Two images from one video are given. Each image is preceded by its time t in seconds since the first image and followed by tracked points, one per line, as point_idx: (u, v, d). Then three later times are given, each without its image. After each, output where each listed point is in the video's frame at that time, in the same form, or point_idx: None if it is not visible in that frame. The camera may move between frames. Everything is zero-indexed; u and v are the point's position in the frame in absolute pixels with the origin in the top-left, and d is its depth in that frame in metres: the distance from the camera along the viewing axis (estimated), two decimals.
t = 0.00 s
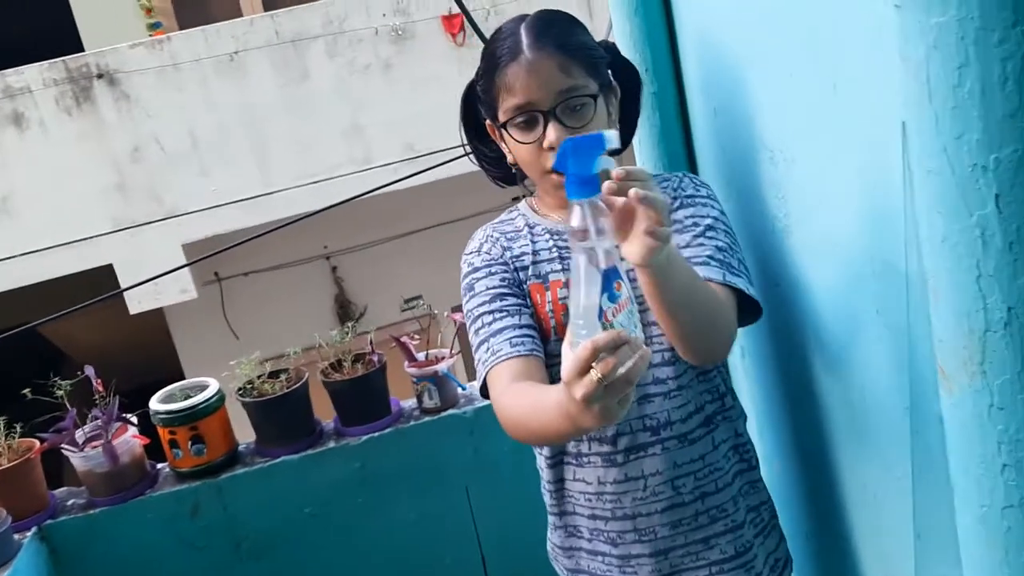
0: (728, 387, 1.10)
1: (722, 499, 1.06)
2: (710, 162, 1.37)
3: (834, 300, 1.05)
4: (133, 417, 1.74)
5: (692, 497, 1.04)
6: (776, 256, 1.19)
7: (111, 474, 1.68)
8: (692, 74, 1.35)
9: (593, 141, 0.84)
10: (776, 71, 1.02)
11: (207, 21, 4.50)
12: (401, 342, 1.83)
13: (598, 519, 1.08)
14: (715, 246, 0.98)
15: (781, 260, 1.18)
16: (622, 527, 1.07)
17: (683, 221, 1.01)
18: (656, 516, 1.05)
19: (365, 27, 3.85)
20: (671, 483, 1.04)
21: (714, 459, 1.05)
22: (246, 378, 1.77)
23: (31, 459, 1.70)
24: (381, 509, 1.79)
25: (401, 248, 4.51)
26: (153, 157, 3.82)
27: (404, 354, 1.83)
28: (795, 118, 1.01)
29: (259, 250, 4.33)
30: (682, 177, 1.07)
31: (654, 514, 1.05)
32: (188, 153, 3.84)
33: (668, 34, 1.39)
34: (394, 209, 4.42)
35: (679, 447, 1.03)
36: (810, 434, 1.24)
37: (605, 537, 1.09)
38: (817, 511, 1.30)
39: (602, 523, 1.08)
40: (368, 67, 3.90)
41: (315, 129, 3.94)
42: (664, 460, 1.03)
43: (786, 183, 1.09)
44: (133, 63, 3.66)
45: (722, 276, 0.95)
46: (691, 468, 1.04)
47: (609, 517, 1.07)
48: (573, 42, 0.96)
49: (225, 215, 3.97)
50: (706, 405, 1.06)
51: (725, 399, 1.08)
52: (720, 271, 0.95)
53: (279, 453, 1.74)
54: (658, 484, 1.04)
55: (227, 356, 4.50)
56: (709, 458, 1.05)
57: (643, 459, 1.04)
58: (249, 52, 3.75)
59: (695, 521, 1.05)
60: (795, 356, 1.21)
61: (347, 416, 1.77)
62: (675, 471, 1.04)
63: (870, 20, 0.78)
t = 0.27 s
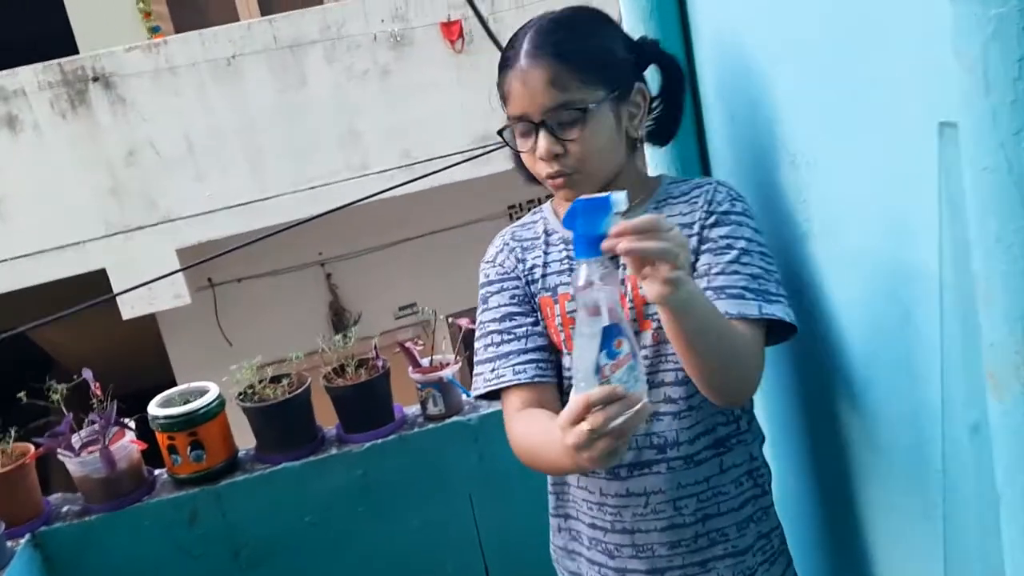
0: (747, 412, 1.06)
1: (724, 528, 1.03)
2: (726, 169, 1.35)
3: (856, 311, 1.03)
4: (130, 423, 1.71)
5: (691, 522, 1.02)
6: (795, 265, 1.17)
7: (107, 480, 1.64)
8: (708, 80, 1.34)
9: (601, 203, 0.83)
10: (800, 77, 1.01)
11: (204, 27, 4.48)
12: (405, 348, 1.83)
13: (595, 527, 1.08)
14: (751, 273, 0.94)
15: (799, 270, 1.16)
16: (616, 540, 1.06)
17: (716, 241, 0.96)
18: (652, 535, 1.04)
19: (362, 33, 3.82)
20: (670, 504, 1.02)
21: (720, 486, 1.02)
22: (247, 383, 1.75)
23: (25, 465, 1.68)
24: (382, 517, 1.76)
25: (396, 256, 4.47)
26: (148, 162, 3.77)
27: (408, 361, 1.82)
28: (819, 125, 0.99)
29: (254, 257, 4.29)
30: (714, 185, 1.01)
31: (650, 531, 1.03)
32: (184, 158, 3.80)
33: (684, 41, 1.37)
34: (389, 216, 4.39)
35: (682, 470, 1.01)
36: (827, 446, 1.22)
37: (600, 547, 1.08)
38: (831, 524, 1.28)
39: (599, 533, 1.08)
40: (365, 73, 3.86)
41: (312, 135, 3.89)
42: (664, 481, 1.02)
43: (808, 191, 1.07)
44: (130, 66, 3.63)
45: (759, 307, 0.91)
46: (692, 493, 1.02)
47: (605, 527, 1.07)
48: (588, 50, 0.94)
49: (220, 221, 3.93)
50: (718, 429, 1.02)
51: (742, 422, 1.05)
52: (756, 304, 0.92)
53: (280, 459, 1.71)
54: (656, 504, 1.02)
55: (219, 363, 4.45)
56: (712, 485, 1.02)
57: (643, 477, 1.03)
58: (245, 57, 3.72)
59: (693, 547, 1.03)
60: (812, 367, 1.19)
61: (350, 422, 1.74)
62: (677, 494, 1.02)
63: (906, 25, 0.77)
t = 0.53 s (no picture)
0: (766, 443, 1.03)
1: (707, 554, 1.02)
2: (749, 164, 1.31)
3: (887, 316, 0.99)
4: (135, 414, 1.68)
5: (672, 541, 1.03)
6: (819, 267, 1.13)
7: (111, 472, 1.61)
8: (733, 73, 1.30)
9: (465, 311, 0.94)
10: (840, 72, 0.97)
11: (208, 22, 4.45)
12: (415, 342, 1.79)
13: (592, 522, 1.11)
14: (777, 339, 0.87)
15: (821, 271, 1.13)
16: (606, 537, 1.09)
17: (734, 307, 0.88)
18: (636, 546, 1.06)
19: (368, 29, 3.77)
20: (653, 519, 1.03)
21: (707, 516, 1.01)
22: (254, 374, 1.71)
23: (26, 455, 1.65)
24: (389, 514, 1.73)
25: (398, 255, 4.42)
26: (148, 154, 3.71)
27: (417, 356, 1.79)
28: (857, 122, 0.95)
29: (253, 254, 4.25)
30: (726, 228, 0.90)
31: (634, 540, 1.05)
32: (186, 152, 3.75)
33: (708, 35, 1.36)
34: (392, 215, 4.33)
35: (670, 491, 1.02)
36: (845, 455, 1.18)
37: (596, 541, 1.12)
38: (845, 531, 1.25)
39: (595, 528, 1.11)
40: (370, 69, 3.81)
41: (316, 131, 3.83)
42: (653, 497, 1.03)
43: (841, 191, 1.03)
44: (133, 57, 3.59)
45: (790, 379, 0.87)
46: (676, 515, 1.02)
47: (600, 527, 1.10)
48: (567, 68, 0.95)
49: (221, 215, 3.87)
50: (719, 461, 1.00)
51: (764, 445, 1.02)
52: (785, 378, 0.87)
53: (286, 453, 1.67)
54: (640, 518, 1.04)
55: (219, 360, 4.39)
56: (696, 514, 1.01)
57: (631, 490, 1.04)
58: (249, 50, 3.69)
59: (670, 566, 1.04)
60: (834, 373, 1.15)
61: (358, 417, 1.71)
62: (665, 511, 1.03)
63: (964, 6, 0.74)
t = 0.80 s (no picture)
0: (742, 520, 1.02)
1: None
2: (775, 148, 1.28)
3: (920, 323, 0.97)
4: (146, 399, 1.66)
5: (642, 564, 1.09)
6: (844, 263, 1.11)
7: (121, 457, 1.61)
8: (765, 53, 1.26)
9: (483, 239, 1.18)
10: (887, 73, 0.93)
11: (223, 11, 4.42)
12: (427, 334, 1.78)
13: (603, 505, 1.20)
14: (639, 373, 0.84)
15: (846, 265, 1.11)
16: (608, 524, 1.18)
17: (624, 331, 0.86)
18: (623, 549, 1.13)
19: (381, 23, 3.70)
20: (631, 537, 1.10)
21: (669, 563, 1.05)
22: (265, 360, 1.69)
23: (36, 437, 1.61)
24: (397, 505, 1.74)
25: (403, 251, 4.40)
26: (158, 144, 3.69)
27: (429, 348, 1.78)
28: (904, 127, 0.92)
29: (260, 246, 4.23)
30: (648, 248, 0.87)
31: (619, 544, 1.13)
32: (195, 142, 3.71)
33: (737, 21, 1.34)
34: (399, 210, 4.31)
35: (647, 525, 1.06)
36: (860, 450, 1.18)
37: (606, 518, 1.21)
38: (856, 526, 1.25)
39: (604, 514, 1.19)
40: (382, 63, 3.75)
41: (326, 124, 3.78)
42: (634, 522, 1.08)
43: (869, 184, 1.01)
44: (146, 46, 3.56)
45: (631, 418, 0.84)
46: (646, 546, 1.07)
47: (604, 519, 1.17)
48: (599, 49, 0.92)
49: (229, 207, 3.82)
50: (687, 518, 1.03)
51: (756, 496, 1.02)
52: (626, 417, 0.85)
53: (296, 442, 1.68)
54: (622, 530, 1.11)
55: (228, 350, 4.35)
56: (660, 553, 1.06)
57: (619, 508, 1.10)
58: (262, 42, 3.63)
59: None
60: (856, 371, 1.13)
61: (368, 407, 1.71)
62: (641, 541, 1.08)
63: None
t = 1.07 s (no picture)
0: (717, 524, 1.07)
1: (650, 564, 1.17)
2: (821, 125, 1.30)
3: (962, 330, 0.99)
4: (162, 374, 1.67)
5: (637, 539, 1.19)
6: (887, 256, 1.13)
7: (135, 433, 1.64)
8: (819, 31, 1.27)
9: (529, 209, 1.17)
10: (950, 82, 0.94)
11: None
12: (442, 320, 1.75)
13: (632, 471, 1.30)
14: (607, 372, 0.90)
15: (894, 248, 1.11)
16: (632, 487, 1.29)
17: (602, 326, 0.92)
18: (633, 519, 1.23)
19: (399, 10, 3.68)
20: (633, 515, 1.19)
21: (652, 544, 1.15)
22: (280, 341, 1.70)
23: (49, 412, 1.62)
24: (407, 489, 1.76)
25: (421, 237, 4.32)
26: (173, 125, 3.67)
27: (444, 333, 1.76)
28: (964, 109, 0.92)
29: (269, 229, 4.18)
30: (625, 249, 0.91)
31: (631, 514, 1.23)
32: (210, 125, 3.69)
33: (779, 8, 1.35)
34: (415, 195, 4.24)
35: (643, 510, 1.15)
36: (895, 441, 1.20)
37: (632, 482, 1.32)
38: (884, 516, 1.28)
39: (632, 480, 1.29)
40: (399, 50, 3.73)
41: (341, 110, 3.76)
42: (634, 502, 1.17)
43: (925, 167, 1.01)
44: (163, 26, 3.54)
45: (597, 413, 0.91)
46: (640, 525, 1.17)
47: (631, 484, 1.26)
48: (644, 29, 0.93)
49: (242, 189, 3.80)
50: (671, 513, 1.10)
51: (738, 506, 1.05)
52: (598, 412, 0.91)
53: (311, 422, 1.70)
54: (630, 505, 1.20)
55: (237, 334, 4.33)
56: (648, 535, 1.15)
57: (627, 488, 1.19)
58: (279, 26, 3.62)
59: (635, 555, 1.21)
60: (894, 363, 1.15)
61: (383, 391, 1.72)
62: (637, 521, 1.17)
63: None
